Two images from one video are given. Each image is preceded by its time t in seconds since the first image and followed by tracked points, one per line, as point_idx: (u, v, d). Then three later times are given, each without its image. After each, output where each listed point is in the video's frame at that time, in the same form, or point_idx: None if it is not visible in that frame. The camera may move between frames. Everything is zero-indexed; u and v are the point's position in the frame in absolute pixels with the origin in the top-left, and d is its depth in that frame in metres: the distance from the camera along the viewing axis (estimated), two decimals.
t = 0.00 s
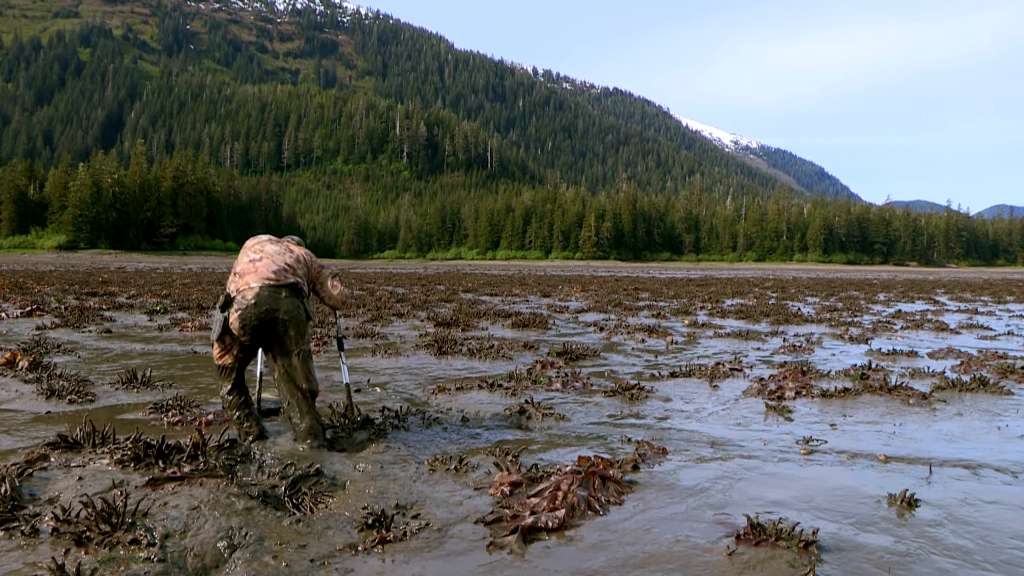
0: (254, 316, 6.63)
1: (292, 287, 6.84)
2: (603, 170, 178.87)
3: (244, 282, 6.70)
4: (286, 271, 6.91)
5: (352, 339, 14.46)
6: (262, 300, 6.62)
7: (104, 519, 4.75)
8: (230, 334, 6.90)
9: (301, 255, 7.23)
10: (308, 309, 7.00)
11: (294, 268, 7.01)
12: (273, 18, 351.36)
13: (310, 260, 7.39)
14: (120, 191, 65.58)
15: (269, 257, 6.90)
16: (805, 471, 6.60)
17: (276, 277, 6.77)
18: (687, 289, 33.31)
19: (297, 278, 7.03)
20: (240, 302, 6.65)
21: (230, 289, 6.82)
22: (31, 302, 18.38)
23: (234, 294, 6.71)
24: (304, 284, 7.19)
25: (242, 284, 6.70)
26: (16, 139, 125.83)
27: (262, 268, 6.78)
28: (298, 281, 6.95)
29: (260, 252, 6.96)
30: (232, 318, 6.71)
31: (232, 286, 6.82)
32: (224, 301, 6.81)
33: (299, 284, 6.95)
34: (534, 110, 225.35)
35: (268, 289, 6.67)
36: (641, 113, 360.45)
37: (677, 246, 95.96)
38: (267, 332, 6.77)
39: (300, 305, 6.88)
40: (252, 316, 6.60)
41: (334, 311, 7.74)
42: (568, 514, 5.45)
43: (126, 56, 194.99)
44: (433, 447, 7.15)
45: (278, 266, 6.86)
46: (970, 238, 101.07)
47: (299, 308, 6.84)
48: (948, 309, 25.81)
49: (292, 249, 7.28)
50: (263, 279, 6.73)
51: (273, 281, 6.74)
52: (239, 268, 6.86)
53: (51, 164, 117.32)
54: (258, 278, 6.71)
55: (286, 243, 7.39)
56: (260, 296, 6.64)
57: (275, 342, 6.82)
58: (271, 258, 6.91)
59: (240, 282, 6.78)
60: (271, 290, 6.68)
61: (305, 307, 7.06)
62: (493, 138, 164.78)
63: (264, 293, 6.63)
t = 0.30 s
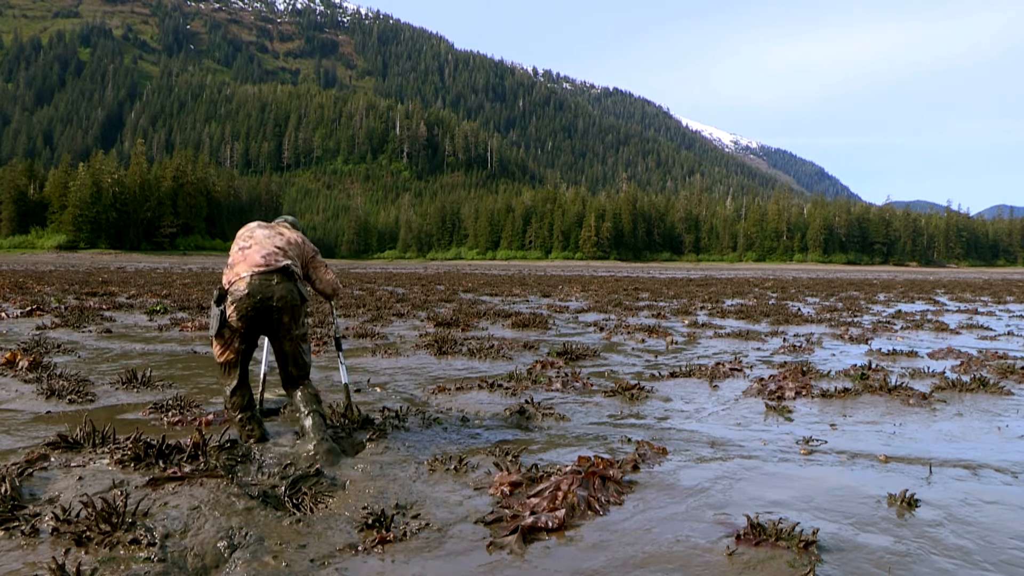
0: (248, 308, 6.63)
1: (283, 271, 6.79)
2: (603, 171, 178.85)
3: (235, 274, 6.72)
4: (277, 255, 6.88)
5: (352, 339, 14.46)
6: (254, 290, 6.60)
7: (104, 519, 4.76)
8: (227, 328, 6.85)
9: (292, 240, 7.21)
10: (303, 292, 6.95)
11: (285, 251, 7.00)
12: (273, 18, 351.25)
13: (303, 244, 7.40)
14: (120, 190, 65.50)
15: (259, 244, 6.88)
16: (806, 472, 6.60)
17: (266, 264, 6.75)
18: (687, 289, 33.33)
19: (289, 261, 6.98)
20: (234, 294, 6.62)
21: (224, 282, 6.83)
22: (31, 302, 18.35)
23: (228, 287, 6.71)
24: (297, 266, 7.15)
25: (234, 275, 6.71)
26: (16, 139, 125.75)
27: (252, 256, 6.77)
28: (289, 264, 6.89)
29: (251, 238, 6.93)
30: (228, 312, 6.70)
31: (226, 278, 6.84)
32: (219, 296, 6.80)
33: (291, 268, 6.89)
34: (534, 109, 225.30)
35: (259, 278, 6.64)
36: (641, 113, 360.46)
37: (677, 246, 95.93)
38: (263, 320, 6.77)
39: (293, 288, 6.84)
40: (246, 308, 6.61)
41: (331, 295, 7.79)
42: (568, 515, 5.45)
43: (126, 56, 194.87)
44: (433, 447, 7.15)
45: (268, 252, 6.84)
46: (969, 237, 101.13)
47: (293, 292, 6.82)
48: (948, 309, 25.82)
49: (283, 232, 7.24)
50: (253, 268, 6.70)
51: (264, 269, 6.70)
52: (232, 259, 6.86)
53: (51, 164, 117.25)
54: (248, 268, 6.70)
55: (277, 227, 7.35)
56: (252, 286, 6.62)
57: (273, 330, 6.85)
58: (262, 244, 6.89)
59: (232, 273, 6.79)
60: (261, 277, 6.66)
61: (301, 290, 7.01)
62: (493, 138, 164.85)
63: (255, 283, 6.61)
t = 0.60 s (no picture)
0: (243, 300, 6.54)
1: (276, 258, 6.63)
2: (603, 171, 178.95)
3: (229, 267, 6.65)
4: (271, 243, 6.75)
5: (352, 340, 14.46)
6: (247, 283, 6.50)
7: (104, 519, 4.76)
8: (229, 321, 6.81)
9: (291, 223, 7.14)
10: (299, 277, 6.83)
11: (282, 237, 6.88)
12: (273, 18, 351.36)
13: (305, 229, 7.37)
14: (120, 191, 65.53)
15: (255, 232, 6.79)
16: (805, 471, 6.60)
17: (259, 254, 6.61)
18: (687, 289, 33.28)
19: (284, 247, 6.86)
20: (229, 288, 6.58)
21: (221, 274, 6.80)
22: (32, 302, 18.35)
23: (225, 280, 6.67)
24: (293, 251, 7.03)
25: (228, 268, 6.63)
26: (16, 139, 125.82)
27: (246, 246, 6.68)
28: (283, 251, 6.74)
29: (247, 226, 6.85)
30: (227, 306, 6.67)
31: (224, 271, 6.79)
32: (219, 288, 6.77)
33: (285, 254, 6.74)
34: (534, 109, 225.25)
35: (251, 270, 6.52)
36: (641, 113, 360.19)
37: (677, 246, 95.88)
38: (261, 310, 6.66)
39: (287, 275, 6.70)
40: (241, 300, 6.53)
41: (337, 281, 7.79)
42: (567, 514, 5.46)
43: (126, 56, 194.79)
44: (433, 447, 7.15)
45: (263, 240, 6.73)
46: (970, 237, 101.05)
47: (287, 279, 6.68)
48: (948, 309, 25.77)
49: (281, 216, 7.13)
50: (245, 258, 6.59)
51: (257, 259, 6.58)
52: (228, 251, 6.80)
53: (52, 164, 117.35)
54: (242, 259, 6.60)
55: (276, 212, 7.25)
56: (245, 278, 6.52)
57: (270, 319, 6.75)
58: (257, 231, 6.79)
59: (228, 264, 6.71)
60: (254, 269, 6.54)
61: (298, 278, 6.88)
62: (493, 137, 164.87)
63: (248, 275, 6.51)
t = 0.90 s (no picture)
0: (248, 302, 6.62)
1: (281, 260, 6.68)
2: (603, 171, 179.06)
3: (234, 268, 6.70)
4: (275, 242, 6.79)
5: (353, 340, 14.44)
6: (253, 286, 6.57)
7: (105, 520, 4.76)
8: (237, 320, 6.89)
9: (293, 213, 7.14)
10: (304, 276, 6.93)
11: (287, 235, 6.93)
12: (273, 18, 351.32)
13: (306, 216, 7.32)
14: (120, 191, 65.35)
15: (258, 229, 6.82)
16: (806, 472, 6.59)
17: (263, 255, 6.67)
18: (687, 289, 33.32)
19: (290, 247, 6.88)
20: (235, 290, 6.66)
21: (226, 274, 6.84)
22: (31, 302, 18.34)
23: (230, 282, 6.76)
24: (300, 247, 7.05)
25: (234, 271, 6.70)
26: (16, 139, 125.83)
27: (250, 246, 6.71)
28: (287, 252, 6.77)
29: (248, 221, 6.86)
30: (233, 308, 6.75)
31: (229, 272, 6.85)
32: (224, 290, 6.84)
33: (289, 255, 6.77)
34: (534, 109, 225.16)
35: (257, 273, 6.59)
36: (640, 113, 360.37)
37: (677, 245, 95.90)
38: (267, 308, 6.75)
39: (292, 276, 6.78)
40: (247, 302, 6.60)
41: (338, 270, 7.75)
42: (568, 514, 5.45)
43: (127, 56, 194.74)
44: (433, 447, 7.14)
45: (266, 239, 6.77)
46: (970, 237, 101.10)
47: (293, 279, 6.77)
48: (948, 309, 25.78)
49: (282, 206, 7.10)
50: (250, 260, 6.66)
51: (262, 262, 6.64)
52: (232, 249, 6.84)
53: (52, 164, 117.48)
54: (246, 262, 6.65)
55: (276, 199, 7.20)
56: (251, 281, 6.59)
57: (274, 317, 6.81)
58: (259, 228, 6.80)
59: (232, 266, 6.78)
60: (259, 271, 6.61)
61: (303, 275, 6.97)
62: (493, 137, 164.93)
63: (254, 279, 6.57)
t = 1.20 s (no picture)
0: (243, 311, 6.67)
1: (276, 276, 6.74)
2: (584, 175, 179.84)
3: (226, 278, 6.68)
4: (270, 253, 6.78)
5: (334, 343, 14.39)
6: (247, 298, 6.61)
7: (84, 524, 4.73)
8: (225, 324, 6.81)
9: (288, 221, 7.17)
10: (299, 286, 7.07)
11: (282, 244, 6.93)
12: (253, 20, 348.80)
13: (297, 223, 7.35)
14: (98, 193, 64.33)
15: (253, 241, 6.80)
16: (786, 473, 6.73)
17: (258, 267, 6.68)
18: (668, 293, 33.64)
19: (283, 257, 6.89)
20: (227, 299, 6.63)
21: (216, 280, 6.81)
22: (7, 305, 18.03)
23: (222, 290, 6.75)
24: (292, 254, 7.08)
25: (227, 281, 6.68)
26: None
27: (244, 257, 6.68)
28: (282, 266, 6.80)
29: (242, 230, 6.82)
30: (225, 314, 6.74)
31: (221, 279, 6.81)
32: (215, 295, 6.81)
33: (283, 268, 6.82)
34: (515, 113, 225.53)
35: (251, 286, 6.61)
36: (622, 118, 362.61)
37: (658, 249, 96.52)
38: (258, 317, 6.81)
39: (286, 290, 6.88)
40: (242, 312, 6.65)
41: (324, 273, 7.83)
42: (549, 517, 5.51)
43: (105, 58, 192.40)
44: (414, 451, 7.15)
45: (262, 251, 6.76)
46: (947, 241, 102.82)
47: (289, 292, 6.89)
48: (926, 312, 26.22)
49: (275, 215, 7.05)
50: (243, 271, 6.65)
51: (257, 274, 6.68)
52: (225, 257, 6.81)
53: (28, 166, 115.64)
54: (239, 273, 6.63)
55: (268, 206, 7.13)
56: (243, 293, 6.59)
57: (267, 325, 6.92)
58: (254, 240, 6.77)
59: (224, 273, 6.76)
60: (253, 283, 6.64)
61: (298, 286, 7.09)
62: (475, 141, 165.10)
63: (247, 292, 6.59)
